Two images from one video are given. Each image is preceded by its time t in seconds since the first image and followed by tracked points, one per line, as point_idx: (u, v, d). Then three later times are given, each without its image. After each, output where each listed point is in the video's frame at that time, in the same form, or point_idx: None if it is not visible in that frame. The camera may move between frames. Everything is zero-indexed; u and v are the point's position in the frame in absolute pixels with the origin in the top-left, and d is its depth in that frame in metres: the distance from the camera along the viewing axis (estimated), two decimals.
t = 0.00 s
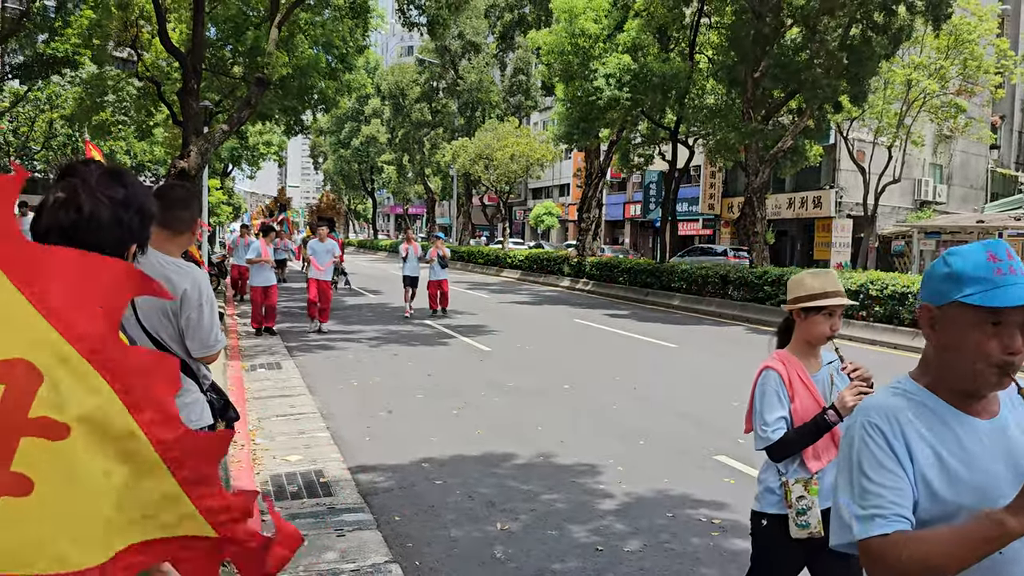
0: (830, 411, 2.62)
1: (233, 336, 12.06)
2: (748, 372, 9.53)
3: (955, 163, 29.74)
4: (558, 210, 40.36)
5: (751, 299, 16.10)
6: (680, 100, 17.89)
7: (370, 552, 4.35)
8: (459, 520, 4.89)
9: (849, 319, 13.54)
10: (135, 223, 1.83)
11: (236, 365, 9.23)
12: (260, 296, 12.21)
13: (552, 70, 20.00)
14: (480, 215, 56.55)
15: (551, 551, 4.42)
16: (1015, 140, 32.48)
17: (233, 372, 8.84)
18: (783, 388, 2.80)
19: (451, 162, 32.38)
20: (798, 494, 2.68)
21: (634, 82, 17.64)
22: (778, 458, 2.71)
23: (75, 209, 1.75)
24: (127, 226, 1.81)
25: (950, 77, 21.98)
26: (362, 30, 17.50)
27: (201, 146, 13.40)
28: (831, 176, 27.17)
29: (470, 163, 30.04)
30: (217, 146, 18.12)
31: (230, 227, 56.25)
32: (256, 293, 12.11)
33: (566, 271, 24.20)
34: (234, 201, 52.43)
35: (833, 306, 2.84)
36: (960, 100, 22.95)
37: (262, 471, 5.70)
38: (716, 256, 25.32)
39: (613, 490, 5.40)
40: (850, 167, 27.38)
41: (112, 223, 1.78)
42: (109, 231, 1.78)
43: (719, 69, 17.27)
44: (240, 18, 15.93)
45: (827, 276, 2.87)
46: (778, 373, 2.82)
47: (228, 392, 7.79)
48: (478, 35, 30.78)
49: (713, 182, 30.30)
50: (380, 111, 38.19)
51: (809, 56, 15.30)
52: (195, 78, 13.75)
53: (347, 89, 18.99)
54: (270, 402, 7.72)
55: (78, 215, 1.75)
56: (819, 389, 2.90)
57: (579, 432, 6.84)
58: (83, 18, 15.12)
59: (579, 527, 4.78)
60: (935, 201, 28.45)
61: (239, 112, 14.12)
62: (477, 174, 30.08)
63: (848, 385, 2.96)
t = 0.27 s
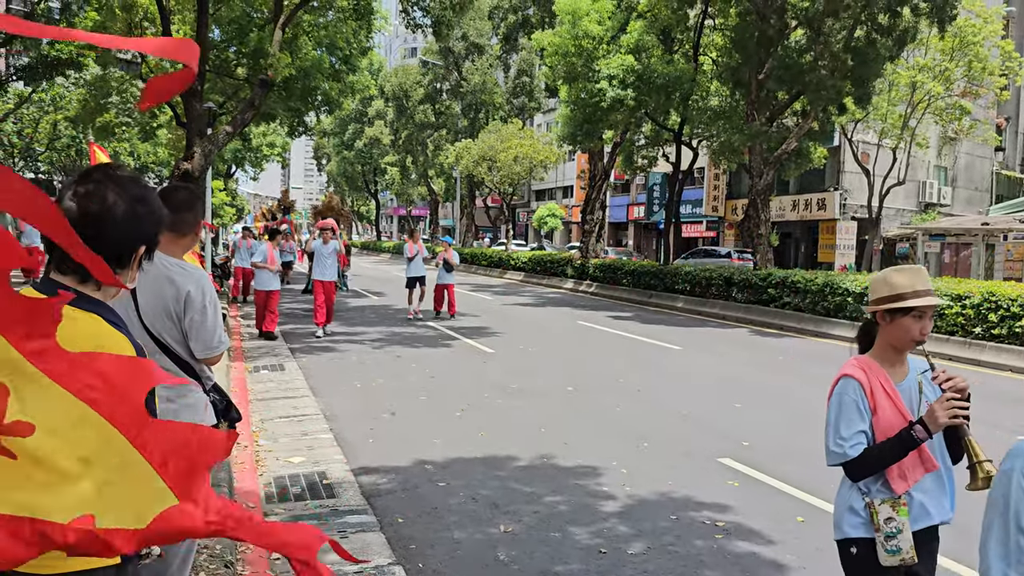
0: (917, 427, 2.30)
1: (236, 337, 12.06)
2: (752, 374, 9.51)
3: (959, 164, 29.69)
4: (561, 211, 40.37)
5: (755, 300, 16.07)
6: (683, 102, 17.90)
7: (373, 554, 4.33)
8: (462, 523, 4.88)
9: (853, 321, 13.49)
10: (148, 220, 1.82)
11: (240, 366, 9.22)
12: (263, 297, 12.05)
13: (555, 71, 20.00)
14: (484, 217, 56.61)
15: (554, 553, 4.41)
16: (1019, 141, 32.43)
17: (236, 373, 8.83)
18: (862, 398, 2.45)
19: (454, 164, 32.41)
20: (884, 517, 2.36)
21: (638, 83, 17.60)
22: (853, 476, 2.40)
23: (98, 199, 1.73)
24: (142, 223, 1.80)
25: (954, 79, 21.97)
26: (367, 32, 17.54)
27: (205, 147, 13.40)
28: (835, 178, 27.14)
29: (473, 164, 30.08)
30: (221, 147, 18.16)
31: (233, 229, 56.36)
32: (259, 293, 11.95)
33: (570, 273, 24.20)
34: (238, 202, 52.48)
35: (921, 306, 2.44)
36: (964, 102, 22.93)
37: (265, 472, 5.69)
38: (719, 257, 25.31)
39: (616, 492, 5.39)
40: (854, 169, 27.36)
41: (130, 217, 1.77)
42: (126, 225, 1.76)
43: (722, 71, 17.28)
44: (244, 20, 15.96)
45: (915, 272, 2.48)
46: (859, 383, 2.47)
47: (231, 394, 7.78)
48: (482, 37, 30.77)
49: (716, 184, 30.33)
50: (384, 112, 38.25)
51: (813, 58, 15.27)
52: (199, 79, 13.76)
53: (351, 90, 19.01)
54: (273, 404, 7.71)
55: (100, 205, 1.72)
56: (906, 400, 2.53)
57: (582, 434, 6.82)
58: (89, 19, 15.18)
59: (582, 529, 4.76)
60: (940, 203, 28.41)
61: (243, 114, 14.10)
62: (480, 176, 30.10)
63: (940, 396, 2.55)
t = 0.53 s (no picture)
0: (1017, 474, 2.02)
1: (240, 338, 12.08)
2: (753, 375, 9.53)
3: (962, 167, 29.67)
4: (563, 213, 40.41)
5: (757, 302, 16.06)
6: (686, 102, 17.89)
7: (375, 553, 4.37)
8: (464, 522, 4.91)
9: (856, 322, 13.49)
10: (148, 219, 1.85)
11: (243, 366, 9.26)
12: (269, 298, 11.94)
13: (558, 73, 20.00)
14: (487, 218, 56.67)
15: (555, 552, 4.44)
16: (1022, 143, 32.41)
17: (239, 373, 8.86)
18: (948, 434, 2.17)
19: (457, 165, 32.41)
20: (980, 574, 2.13)
21: (641, 84, 17.58)
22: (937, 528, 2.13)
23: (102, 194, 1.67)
24: (143, 222, 1.83)
25: (957, 81, 21.97)
26: (369, 33, 17.57)
27: (209, 148, 13.43)
28: (837, 180, 27.12)
29: (476, 166, 30.11)
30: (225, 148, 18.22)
31: (236, 229, 56.42)
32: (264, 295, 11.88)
33: (572, 274, 24.22)
34: (241, 203, 52.50)
35: (1014, 330, 2.18)
36: (967, 104, 22.92)
37: (268, 472, 5.73)
38: (722, 259, 25.30)
39: (618, 492, 5.41)
40: (857, 171, 27.34)
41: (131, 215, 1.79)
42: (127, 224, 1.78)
43: (725, 73, 17.29)
44: (247, 21, 16.00)
45: (1005, 293, 2.23)
46: (946, 419, 2.19)
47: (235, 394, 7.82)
48: (485, 38, 30.80)
49: (718, 186, 30.36)
50: (387, 114, 38.30)
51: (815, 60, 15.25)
52: (203, 80, 13.78)
53: (354, 92, 19.04)
54: (276, 404, 7.74)
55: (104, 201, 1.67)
56: (996, 437, 2.27)
57: (584, 434, 6.85)
58: (92, 21, 15.22)
59: (583, 528, 4.80)
60: (942, 205, 28.41)
61: (246, 114, 14.11)
62: (483, 177, 30.14)
63: None
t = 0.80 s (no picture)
0: None
1: (243, 339, 12.12)
2: (756, 377, 9.53)
3: (965, 169, 29.65)
4: (567, 215, 40.47)
5: (760, 304, 16.05)
6: (689, 104, 17.90)
7: (378, 554, 4.39)
8: (467, 523, 4.93)
9: (859, 325, 13.48)
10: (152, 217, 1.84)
11: (247, 368, 9.29)
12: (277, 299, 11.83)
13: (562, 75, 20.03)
14: (490, 219, 56.73)
15: (557, 554, 4.45)
16: None
17: (243, 375, 8.89)
18: None
19: (461, 167, 32.46)
20: None
21: (645, 86, 17.59)
22: None
23: (106, 192, 1.79)
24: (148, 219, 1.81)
25: (961, 83, 21.98)
26: (373, 36, 17.63)
27: (213, 149, 13.46)
28: (841, 182, 27.13)
29: (479, 167, 30.14)
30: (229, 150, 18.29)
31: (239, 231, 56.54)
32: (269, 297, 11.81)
33: (575, 276, 24.24)
34: (245, 205, 52.60)
35: None
36: (970, 106, 22.91)
37: (272, 472, 5.75)
38: (725, 261, 25.31)
39: (620, 493, 5.43)
40: (860, 173, 27.34)
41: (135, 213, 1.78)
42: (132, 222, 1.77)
43: (729, 75, 17.31)
44: (252, 23, 16.07)
45: None
46: None
47: (239, 395, 7.84)
48: (488, 40, 30.88)
49: (721, 188, 30.39)
50: (390, 115, 38.36)
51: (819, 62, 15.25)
52: (207, 82, 13.83)
53: (358, 94, 19.10)
54: (280, 405, 7.77)
55: (108, 197, 1.78)
56: None
57: (587, 436, 6.86)
58: (98, 23, 15.27)
59: (586, 530, 4.81)
60: (946, 208, 28.40)
61: (251, 117, 14.13)
62: (487, 178, 30.18)
63: None
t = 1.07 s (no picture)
0: None
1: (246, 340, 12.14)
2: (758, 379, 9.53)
3: (969, 171, 29.61)
4: (569, 216, 40.48)
5: (762, 306, 16.03)
6: (691, 106, 17.89)
7: (380, 555, 4.38)
8: (469, 524, 4.92)
9: (861, 327, 13.46)
10: (156, 216, 1.83)
11: (249, 369, 9.29)
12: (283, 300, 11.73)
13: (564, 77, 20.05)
14: (493, 221, 56.77)
15: (559, 555, 4.45)
16: None
17: (246, 376, 8.90)
18: None
19: (463, 169, 32.48)
20: None
21: (647, 88, 17.58)
22: None
23: (108, 193, 1.71)
24: (151, 217, 1.80)
25: (964, 84, 21.97)
26: (376, 38, 17.66)
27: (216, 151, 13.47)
28: (844, 184, 27.10)
29: (482, 168, 30.14)
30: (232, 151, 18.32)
31: (242, 232, 56.61)
32: (273, 299, 11.72)
33: (577, 277, 24.25)
34: (248, 206, 52.70)
35: None
36: (974, 108, 22.88)
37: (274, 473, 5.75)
38: (727, 263, 25.29)
39: (622, 495, 5.42)
40: (863, 175, 27.31)
41: (138, 213, 1.76)
42: (136, 221, 1.76)
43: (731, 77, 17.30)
44: (255, 25, 16.11)
45: None
46: None
47: (241, 395, 7.85)
48: (491, 42, 30.93)
49: (724, 189, 30.41)
50: (393, 117, 38.40)
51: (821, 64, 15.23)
52: (210, 84, 13.84)
53: (360, 95, 19.11)
54: (283, 406, 7.77)
55: (111, 200, 1.71)
56: None
57: (589, 437, 6.86)
58: (101, 24, 15.30)
59: (588, 532, 4.81)
60: (949, 210, 28.38)
61: (254, 118, 14.13)
62: (489, 180, 30.20)
63: None
